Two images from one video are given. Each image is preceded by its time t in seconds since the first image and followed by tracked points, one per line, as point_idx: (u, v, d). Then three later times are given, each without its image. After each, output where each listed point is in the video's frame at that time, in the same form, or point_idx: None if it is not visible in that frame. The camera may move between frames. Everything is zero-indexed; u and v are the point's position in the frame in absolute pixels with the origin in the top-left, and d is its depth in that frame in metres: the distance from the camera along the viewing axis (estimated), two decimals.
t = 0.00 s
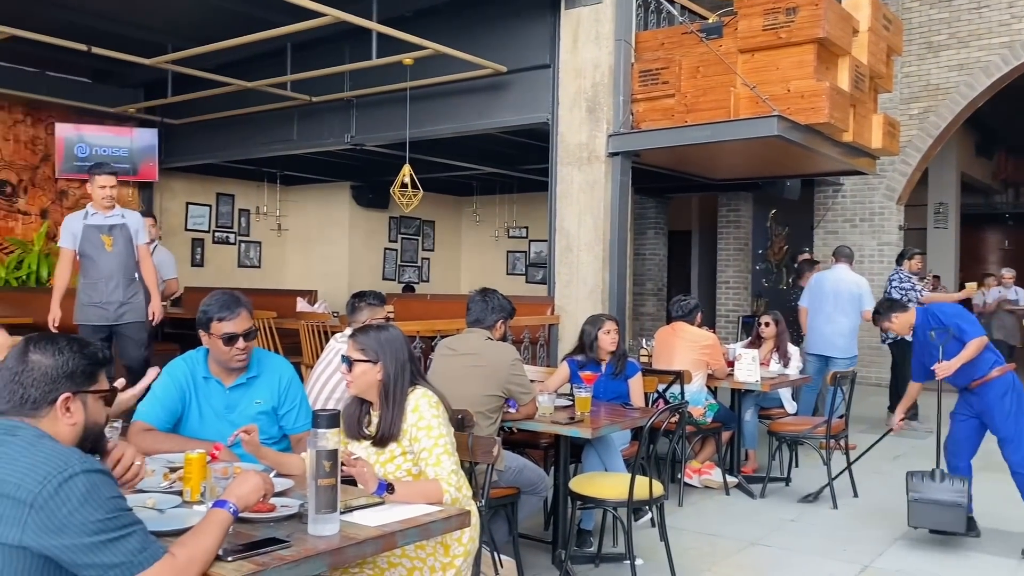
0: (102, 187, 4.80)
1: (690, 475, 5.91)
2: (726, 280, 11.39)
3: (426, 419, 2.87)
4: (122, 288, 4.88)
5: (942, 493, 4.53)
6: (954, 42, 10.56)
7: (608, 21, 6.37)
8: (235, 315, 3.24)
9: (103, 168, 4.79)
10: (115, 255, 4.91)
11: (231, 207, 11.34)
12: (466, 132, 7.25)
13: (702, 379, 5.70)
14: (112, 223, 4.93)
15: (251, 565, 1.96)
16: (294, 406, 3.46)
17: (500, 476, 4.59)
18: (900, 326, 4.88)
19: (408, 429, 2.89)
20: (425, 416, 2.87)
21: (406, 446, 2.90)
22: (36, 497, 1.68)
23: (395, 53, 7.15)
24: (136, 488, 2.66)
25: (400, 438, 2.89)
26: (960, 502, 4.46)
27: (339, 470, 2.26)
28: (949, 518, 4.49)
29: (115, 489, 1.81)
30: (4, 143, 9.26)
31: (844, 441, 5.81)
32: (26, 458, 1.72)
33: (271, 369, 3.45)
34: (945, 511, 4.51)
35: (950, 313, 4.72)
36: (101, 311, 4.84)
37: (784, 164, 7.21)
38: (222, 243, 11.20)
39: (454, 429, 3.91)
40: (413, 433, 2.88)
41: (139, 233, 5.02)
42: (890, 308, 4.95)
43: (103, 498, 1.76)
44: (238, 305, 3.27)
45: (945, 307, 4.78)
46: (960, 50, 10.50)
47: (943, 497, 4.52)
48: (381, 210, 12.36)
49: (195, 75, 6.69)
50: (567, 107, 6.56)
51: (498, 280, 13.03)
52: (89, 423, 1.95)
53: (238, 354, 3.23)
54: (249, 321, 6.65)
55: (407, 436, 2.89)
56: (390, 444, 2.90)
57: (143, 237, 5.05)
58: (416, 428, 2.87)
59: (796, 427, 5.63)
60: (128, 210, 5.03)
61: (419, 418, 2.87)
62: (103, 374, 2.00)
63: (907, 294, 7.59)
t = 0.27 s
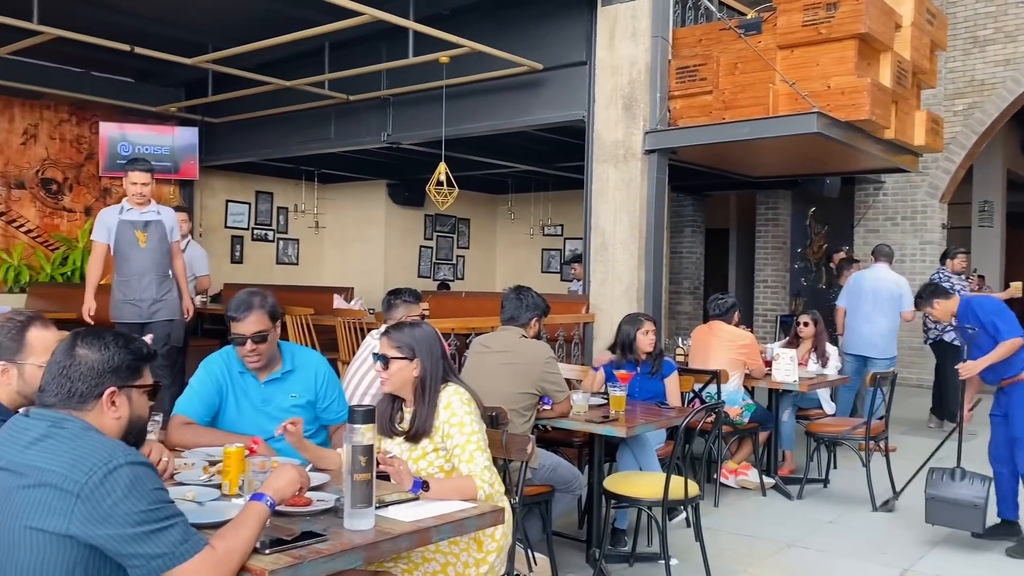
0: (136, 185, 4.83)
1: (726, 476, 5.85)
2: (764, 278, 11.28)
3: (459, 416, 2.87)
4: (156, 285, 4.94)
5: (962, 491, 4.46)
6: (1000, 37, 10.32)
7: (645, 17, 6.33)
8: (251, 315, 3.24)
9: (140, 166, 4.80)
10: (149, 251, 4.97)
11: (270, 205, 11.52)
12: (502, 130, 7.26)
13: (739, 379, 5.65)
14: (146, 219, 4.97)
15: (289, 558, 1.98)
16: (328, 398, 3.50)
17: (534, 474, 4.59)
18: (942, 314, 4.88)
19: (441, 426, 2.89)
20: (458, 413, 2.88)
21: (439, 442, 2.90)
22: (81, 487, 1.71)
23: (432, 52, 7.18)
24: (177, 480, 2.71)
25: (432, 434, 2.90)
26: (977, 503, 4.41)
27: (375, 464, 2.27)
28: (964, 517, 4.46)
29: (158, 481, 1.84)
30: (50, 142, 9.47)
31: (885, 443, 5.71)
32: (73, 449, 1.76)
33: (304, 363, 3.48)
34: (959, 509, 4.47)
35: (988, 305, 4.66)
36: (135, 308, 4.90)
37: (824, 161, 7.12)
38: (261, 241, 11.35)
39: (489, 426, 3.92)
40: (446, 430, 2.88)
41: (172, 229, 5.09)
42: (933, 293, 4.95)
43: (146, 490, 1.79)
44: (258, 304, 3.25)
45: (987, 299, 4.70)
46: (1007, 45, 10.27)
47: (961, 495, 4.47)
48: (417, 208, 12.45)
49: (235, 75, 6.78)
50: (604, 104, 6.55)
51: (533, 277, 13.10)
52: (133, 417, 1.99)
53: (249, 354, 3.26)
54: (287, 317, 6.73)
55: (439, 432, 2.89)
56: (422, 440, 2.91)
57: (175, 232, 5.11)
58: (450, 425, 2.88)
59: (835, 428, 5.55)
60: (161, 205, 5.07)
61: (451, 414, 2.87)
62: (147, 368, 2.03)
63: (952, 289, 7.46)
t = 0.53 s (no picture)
0: (176, 180, 4.51)
1: (761, 476, 5.80)
2: (800, 278, 11.17)
3: (493, 413, 2.87)
4: (183, 284, 4.58)
5: (997, 497, 4.39)
6: None
7: (681, 15, 6.30)
8: (273, 312, 3.28)
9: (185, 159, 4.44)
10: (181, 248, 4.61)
11: (306, 202, 11.69)
12: (537, 128, 7.27)
13: (775, 379, 5.60)
14: (182, 215, 4.61)
15: (323, 550, 1.97)
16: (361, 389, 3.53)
17: (567, 472, 4.57)
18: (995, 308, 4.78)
19: (476, 422, 2.89)
20: (493, 409, 2.87)
21: (474, 438, 2.91)
22: (123, 478, 1.76)
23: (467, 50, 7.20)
24: (215, 473, 2.74)
25: (468, 431, 2.91)
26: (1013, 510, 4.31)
27: (409, 460, 2.26)
28: (998, 524, 4.38)
29: (196, 473, 1.87)
30: (93, 141, 9.66)
31: (924, 445, 5.60)
32: (114, 442, 1.81)
33: (335, 356, 3.52)
34: (995, 516, 4.39)
35: None
36: (158, 305, 4.54)
37: (862, 159, 7.03)
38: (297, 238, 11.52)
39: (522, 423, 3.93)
40: (481, 426, 2.88)
41: (211, 229, 4.71)
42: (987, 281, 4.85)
43: (184, 482, 1.82)
44: (280, 301, 3.30)
45: None
46: None
47: (997, 502, 4.38)
48: (451, 206, 12.52)
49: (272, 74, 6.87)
50: (639, 101, 6.52)
51: (566, 275, 13.14)
52: (172, 411, 2.05)
53: (272, 350, 3.31)
54: (322, 313, 6.80)
55: (475, 428, 2.90)
56: (458, 437, 2.92)
57: (214, 232, 4.73)
58: (484, 421, 2.87)
59: (872, 429, 5.47)
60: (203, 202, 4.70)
61: (487, 410, 2.87)
62: (186, 362, 2.08)
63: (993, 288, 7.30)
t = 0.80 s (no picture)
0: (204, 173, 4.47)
1: (797, 479, 5.73)
2: (838, 278, 10.78)
3: (532, 410, 2.87)
4: (209, 279, 4.55)
5: None
6: None
7: (718, 13, 6.24)
8: (303, 310, 3.29)
9: (211, 153, 4.39)
10: (208, 243, 4.57)
11: (342, 201, 11.82)
12: (571, 127, 7.28)
13: (813, 380, 5.52)
14: (211, 210, 4.57)
15: (359, 545, 1.98)
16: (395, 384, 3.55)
17: (601, 471, 4.55)
18: None
19: (515, 419, 2.89)
20: (532, 406, 2.87)
21: (513, 434, 2.92)
22: (164, 472, 1.79)
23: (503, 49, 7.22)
24: (253, 468, 2.75)
25: (507, 428, 2.91)
26: None
27: (443, 457, 2.26)
28: None
29: (235, 468, 1.90)
30: (134, 140, 9.85)
31: (965, 449, 5.50)
32: (156, 435, 1.84)
33: (371, 350, 3.55)
34: None
35: None
36: (184, 300, 4.55)
37: (903, 157, 6.93)
38: (333, 237, 11.67)
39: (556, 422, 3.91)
40: (519, 423, 2.88)
41: (241, 224, 4.61)
42: None
43: (224, 476, 1.85)
44: (309, 299, 3.30)
45: None
46: None
47: None
48: (485, 204, 12.55)
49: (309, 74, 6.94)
50: (675, 99, 6.48)
51: (601, 275, 13.10)
52: (211, 405, 2.05)
53: (302, 346, 3.35)
54: (358, 311, 6.86)
55: (514, 426, 2.90)
56: (497, 433, 2.93)
57: (244, 227, 4.62)
58: (523, 418, 2.87)
59: (912, 432, 5.38)
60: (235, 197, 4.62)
61: (526, 407, 2.87)
62: (225, 356, 2.08)
63: None
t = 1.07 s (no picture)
0: (211, 170, 4.38)
1: (832, 481, 5.66)
2: (876, 278, 10.60)
3: (571, 406, 2.87)
4: (224, 279, 4.46)
5: None
6: None
7: (755, 10, 6.20)
8: (331, 308, 3.31)
9: (215, 149, 4.33)
10: (222, 242, 4.49)
11: (376, 198, 11.92)
12: (605, 124, 7.26)
13: (848, 382, 5.47)
14: (221, 208, 4.49)
15: (391, 540, 1.99)
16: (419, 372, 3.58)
17: (633, 471, 4.53)
18: None
19: (554, 413, 2.90)
20: (571, 402, 2.88)
21: (550, 430, 2.92)
22: (201, 465, 1.81)
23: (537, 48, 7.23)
24: (287, 462, 2.79)
25: (545, 423, 2.91)
26: None
27: (476, 454, 2.27)
28: None
29: (269, 462, 1.91)
30: (173, 138, 10.02)
31: (1006, 453, 5.39)
32: (193, 429, 1.86)
33: (391, 342, 3.55)
34: None
35: None
36: (201, 303, 4.46)
37: (945, 156, 6.82)
38: (367, 234, 11.77)
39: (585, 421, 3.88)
40: (557, 418, 2.88)
41: (253, 219, 4.51)
42: None
43: (259, 470, 1.87)
44: (337, 297, 3.33)
45: None
46: None
47: None
48: (518, 203, 12.56)
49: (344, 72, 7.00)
50: (711, 96, 6.43)
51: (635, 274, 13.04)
52: (248, 400, 2.08)
53: (332, 343, 3.38)
54: (391, 308, 6.90)
55: (552, 420, 2.90)
56: (534, 428, 2.93)
57: (257, 222, 4.52)
58: (561, 414, 2.88)
59: (951, 435, 5.28)
60: (245, 193, 4.52)
61: (564, 403, 2.88)
62: (262, 352, 2.11)
63: None
